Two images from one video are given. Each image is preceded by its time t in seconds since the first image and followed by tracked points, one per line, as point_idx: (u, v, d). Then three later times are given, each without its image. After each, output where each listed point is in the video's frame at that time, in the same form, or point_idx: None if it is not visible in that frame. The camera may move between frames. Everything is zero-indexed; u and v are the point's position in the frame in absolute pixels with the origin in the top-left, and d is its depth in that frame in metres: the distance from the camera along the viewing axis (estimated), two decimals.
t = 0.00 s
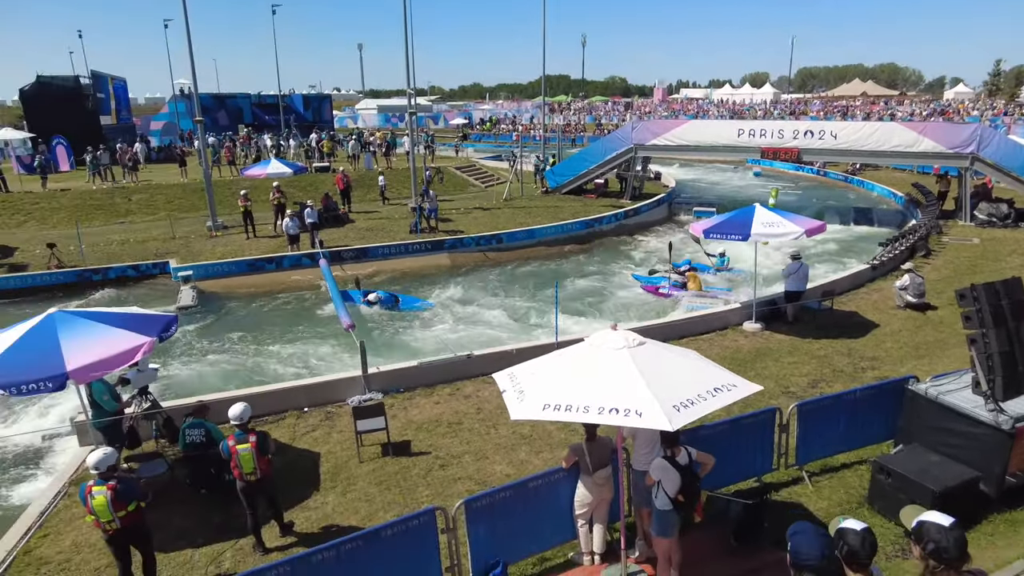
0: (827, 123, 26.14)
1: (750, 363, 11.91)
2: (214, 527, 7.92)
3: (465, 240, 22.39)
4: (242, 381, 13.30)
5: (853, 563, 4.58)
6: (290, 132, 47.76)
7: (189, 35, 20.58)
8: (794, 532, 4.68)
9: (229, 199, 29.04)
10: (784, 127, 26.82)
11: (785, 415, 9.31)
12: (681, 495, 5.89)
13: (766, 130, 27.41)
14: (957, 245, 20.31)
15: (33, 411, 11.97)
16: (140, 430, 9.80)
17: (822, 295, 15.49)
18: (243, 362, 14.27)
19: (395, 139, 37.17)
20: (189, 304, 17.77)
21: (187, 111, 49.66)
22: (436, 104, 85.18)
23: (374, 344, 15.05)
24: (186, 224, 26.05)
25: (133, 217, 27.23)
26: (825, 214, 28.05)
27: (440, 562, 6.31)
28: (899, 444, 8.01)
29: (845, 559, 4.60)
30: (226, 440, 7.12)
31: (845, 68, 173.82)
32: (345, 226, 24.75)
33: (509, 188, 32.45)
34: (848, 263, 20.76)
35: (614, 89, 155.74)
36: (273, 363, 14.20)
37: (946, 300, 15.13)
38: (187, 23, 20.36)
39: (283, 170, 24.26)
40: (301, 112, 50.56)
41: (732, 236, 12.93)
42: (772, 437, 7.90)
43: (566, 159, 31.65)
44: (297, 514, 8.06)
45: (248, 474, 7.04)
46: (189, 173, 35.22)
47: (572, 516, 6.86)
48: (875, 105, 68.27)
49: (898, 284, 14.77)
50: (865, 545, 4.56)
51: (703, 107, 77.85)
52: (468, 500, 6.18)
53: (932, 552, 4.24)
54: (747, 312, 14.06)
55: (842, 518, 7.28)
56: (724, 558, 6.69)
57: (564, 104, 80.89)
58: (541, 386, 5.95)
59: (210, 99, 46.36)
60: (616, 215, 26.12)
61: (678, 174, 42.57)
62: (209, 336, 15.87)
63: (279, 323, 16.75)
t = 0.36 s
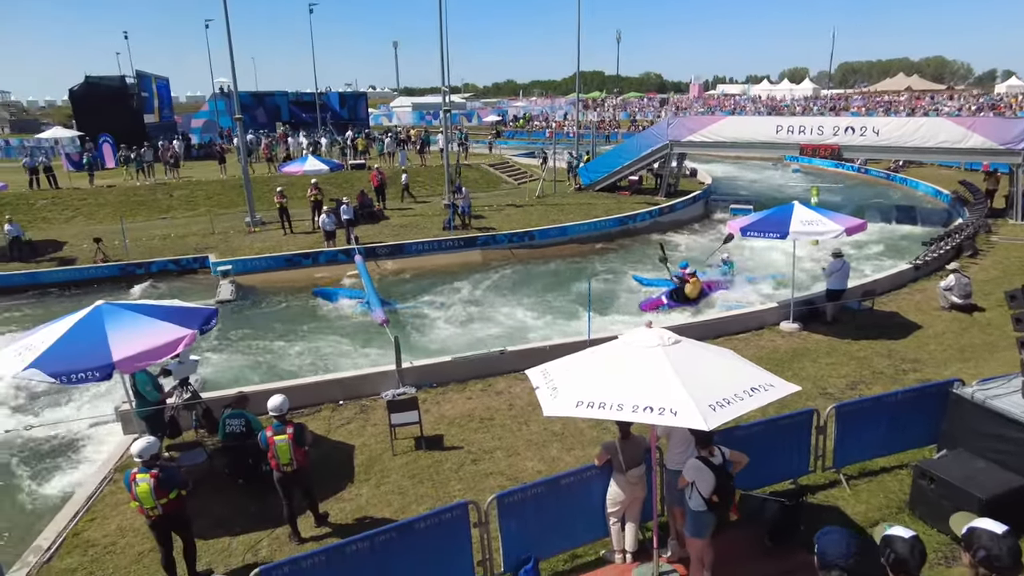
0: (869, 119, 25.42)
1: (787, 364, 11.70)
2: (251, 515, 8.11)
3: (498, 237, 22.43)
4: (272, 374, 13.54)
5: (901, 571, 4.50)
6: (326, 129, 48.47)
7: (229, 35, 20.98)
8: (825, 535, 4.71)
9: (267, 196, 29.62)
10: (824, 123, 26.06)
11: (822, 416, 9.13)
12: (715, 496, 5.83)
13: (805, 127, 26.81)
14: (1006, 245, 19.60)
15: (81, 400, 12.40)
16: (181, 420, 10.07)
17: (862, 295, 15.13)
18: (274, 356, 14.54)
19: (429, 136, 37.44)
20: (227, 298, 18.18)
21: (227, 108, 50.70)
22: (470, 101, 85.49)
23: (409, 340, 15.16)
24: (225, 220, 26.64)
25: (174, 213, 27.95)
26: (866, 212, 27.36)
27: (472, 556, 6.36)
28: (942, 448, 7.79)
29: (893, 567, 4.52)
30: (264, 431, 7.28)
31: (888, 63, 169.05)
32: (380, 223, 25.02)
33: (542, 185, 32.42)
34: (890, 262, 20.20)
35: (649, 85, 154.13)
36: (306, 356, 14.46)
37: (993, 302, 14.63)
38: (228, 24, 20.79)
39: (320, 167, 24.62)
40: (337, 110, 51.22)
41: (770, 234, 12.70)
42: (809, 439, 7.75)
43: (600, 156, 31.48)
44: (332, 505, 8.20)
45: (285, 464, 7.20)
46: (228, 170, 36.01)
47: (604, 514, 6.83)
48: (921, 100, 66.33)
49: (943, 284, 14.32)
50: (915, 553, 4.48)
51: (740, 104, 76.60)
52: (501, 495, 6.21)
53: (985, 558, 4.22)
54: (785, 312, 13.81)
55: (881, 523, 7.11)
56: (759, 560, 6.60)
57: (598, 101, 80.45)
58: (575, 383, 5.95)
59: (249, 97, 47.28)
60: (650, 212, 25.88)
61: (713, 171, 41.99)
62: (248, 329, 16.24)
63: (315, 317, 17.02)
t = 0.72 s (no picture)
0: (910, 115, 24.67)
1: (820, 364, 11.50)
2: (284, 505, 8.28)
3: (527, 234, 22.47)
4: (304, 368, 13.80)
5: None
6: (358, 127, 49.02)
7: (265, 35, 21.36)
8: (868, 545, 5.06)
9: (300, 193, 30.10)
10: (862, 120, 25.28)
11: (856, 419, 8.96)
12: (748, 495, 5.77)
13: (842, 123, 26.25)
14: None
15: (121, 392, 12.76)
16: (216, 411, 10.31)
17: (900, 296, 14.78)
18: (305, 351, 14.78)
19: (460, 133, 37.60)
20: (262, 292, 18.56)
21: (262, 106, 51.59)
22: (501, 98, 85.57)
23: (436, 337, 15.24)
24: (260, 216, 27.17)
25: (210, 209, 28.57)
26: (905, 211, 26.69)
27: (498, 551, 6.40)
28: (982, 454, 7.59)
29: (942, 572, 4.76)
30: (297, 423, 7.42)
31: (930, 57, 164.31)
32: (411, 219, 25.26)
33: (572, 182, 32.32)
34: (930, 262, 19.67)
35: (682, 81, 152.36)
36: (337, 350, 14.68)
37: None
38: (263, 23, 21.14)
39: (352, 164, 24.92)
40: (368, 107, 51.72)
41: (805, 232, 12.48)
42: (842, 441, 7.62)
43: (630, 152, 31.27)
44: (361, 497, 8.33)
45: (317, 456, 7.33)
46: (263, 166, 36.69)
47: (632, 512, 6.81)
48: (966, 95, 64.34)
49: (985, 285, 13.90)
50: (959, 556, 4.76)
51: (775, 100, 75.29)
52: (528, 491, 6.23)
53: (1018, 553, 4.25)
54: (819, 312, 13.56)
55: (917, 528, 6.96)
56: (790, 562, 6.50)
57: (629, 97, 79.88)
58: (603, 380, 5.94)
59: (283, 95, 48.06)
60: (682, 209, 25.63)
61: (747, 168, 41.42)
62: (282, 323, 16.56)
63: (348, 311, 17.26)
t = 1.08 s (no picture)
0: (943, 110, 24.26)
1: (847, 364, 11.32)
2: (306, 498, 8.40)
3: (550, 231, 22.45)
4: (303, 365, 13.85)
5: None
6: (382, 123, 49.33)
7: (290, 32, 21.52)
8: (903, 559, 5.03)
9: (324, 190, 30.37)
10: (892, 117, 25.14)
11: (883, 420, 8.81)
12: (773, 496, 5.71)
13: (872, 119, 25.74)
14: None
15: (150, 384, 13.04)
16: (241, 404, 10.47)
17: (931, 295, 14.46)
18: (320, 345, 14.89)
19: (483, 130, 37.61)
20: (287, 287, 18.80)
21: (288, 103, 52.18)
22: (524, 95, 85.41)
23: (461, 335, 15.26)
24: (285, 212, 27.50)
25: (236, 204, 29.01)
26: (937, 208, 26.09)
27: (519, 546, 6.43)
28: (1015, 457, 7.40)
29: None
30: (320, 417, 7.50)
31: (965, 50, 160.23)
32: (434, 216, 25.36)
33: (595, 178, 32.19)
34: (963, 261, 19.21)
35: (707, 77, 150.66)
36: (346, 347, 14.72)
37: None
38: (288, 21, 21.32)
39: (375, 161, 25.06)
40: (392, 104, 51.99)
41: (832, 230, 12.28)
42: (869, 443, 7.48)
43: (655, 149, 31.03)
44: (383, 491, 8.40)
45: (339, 449, 7.40)
46: (289, 163, 37.11)
47: (653, 511, 6.78)
48: (1003, 89, 62.56)
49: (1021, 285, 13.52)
50: (995, 560, 4.69)
51: (803, 95, 74.06)
52: (549, 487, 6.24)
53: None
54: (846, 311, 13.34)
55: (946, 532, 6.81)
56: (813, 564, 6.43)
57: (654, 94, 79.23)
58: (625, 378, 5.92)
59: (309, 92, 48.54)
60: (706, 206, 25.36)
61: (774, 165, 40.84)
62: (307, 317, 16.76)
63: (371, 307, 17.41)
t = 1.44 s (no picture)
0: (973, 106, 23.64)
1: (870, 364, 11.16)
2: (326, 491, 8.48)
3: (569, 228, 22.43)
4: (308, 361, 13.94)
5: None
6: (402, 119, 49.52)
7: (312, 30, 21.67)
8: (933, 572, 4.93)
9: (345, 186, 30.57)
10: (920, 112, 24.44)
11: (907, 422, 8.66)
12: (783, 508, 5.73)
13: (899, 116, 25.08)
14: None
15: (174, 378, 13.24)
16: (262, 397, 10.60)
17: (958, 295, 14.18)
18: (336, 341, 15.02)
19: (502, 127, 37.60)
20: (308, 282, 18.99)
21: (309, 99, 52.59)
22: (545, 91, 85.13)
23: (477, 332, 15.27)
24: (307, 208, 27.76)
25: (258, 200, 29.33)
26: (965, 207, 25.56)
27: (536, 543, 6.44)
28: None
29: None
30: (341, 411, 7.56)
31: (995, 45, 156.63)
32: (453, 212, 25.44)
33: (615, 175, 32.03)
34: (992, 260, 18.80)
35: (729, 73, 149.12)
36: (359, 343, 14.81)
37: None
38: (310, 19, 21.46)
39: (395, 158, 25.18)
40: (413, 101, 52.17)
41: (856, 228, 12.09)
42: (892, 445, 7.37)
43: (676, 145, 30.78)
44: (402, 485, 8.47)
45: (359, 443, 7.47)
46: (310, 159, 37.44)
47: (672, 510, 6.76)
48: None
49: None
50: None
51: (827, 91, 72.97)
52: (567, 485, 6.24)
53: None
54: (870, 310, 13.15)
55: (971, 537, 6.70)
56: (833, 567, 6.37)
57: (675, 89, 78.56)
58: (645, 375, 5.90)
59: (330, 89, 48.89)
60: (728, 203, 25.12)
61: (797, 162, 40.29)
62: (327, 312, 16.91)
63: (391, 303, 17.52)
